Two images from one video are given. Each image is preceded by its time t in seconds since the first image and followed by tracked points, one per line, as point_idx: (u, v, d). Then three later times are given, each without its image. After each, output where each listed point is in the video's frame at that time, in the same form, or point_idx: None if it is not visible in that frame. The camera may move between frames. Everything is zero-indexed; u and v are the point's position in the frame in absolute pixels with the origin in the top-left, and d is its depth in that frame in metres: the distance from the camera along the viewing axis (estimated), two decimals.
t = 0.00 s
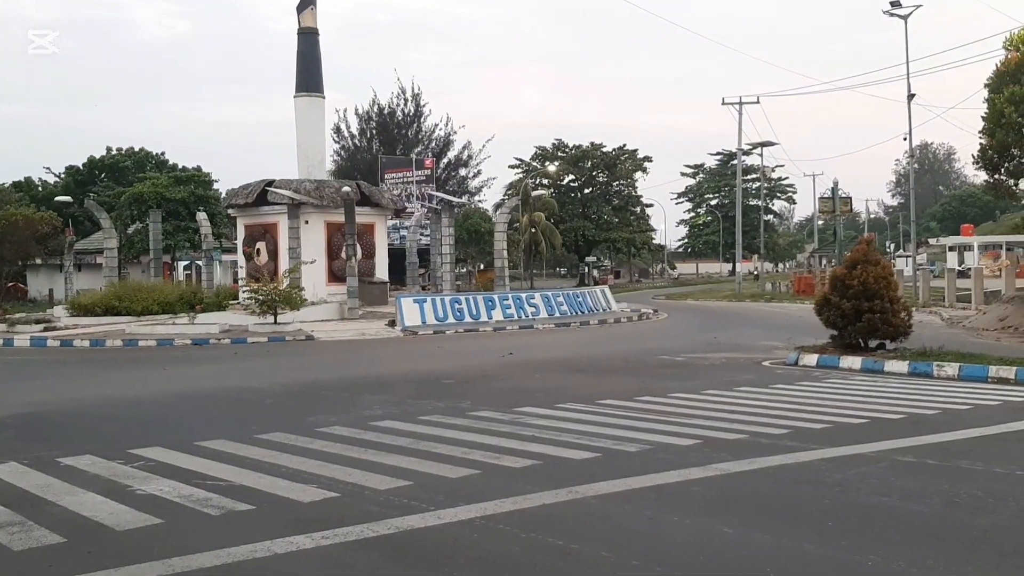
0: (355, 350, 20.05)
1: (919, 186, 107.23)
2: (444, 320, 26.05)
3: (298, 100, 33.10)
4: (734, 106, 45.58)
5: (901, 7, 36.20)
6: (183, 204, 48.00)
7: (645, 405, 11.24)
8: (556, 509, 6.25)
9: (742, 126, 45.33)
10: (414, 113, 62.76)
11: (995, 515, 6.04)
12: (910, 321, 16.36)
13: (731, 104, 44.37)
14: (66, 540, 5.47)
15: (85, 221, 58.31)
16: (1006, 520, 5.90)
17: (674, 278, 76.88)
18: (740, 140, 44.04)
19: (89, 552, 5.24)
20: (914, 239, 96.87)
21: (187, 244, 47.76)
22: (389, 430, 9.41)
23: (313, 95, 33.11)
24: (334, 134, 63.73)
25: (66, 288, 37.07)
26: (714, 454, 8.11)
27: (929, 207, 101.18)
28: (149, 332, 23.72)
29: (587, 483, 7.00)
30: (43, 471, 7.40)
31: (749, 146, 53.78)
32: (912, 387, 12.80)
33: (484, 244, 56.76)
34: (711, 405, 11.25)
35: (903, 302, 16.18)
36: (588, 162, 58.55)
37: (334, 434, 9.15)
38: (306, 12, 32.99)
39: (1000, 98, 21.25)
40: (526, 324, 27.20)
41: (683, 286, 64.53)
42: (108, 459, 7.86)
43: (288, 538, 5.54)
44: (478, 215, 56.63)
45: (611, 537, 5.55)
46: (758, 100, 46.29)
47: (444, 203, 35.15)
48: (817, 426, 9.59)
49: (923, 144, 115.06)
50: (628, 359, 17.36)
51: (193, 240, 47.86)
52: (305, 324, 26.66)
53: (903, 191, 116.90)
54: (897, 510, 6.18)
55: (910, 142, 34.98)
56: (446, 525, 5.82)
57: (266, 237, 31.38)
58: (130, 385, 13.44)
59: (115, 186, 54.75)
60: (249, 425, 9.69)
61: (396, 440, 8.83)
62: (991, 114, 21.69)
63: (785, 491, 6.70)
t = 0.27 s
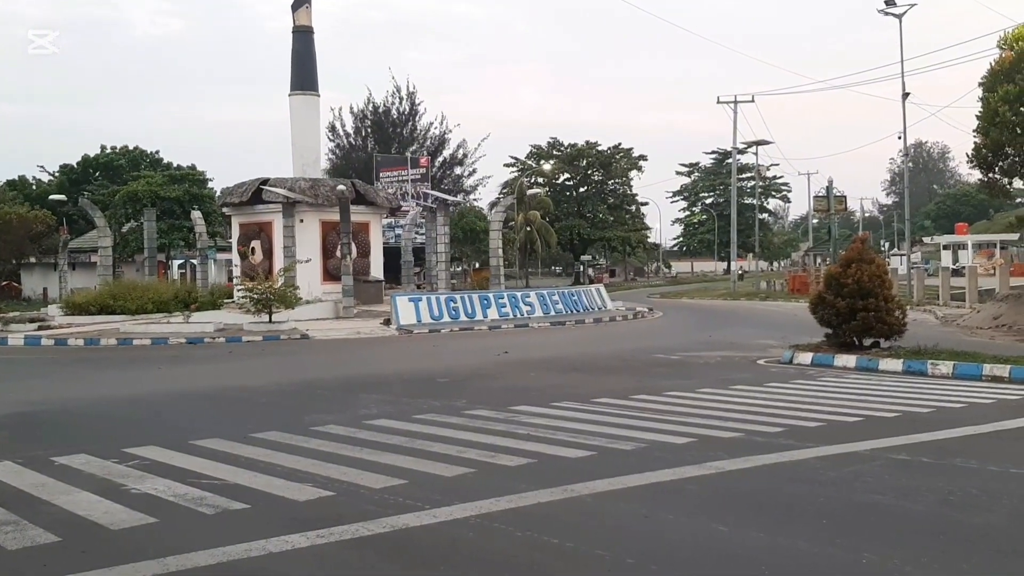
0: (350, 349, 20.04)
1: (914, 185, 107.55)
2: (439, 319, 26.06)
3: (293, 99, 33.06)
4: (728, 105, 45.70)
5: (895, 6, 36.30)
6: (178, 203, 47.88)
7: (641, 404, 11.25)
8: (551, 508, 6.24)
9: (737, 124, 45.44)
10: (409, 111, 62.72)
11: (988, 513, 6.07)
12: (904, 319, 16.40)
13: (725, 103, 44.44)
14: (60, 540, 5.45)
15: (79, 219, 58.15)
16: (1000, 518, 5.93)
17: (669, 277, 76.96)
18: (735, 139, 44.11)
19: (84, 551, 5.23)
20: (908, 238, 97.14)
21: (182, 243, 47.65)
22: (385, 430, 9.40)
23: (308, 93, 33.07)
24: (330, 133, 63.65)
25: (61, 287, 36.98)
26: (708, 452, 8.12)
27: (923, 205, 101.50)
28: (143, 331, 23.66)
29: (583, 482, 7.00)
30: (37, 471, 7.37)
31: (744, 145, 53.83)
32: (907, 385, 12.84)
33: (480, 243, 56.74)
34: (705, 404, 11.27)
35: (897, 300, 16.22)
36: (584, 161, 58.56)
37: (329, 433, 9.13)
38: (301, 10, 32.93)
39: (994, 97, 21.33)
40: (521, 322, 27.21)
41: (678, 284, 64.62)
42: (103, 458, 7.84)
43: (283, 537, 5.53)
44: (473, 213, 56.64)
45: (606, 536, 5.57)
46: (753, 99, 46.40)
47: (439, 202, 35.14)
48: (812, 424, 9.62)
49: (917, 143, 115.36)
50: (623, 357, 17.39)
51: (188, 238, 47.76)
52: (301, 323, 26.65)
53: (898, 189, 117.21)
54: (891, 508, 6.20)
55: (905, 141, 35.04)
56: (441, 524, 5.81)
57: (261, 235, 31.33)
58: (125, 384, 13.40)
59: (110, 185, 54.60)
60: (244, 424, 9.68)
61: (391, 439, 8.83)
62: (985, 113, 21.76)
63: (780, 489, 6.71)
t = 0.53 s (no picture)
0: (345, 349, 20.01)
1: (908, 184, 107.85)
2: (435, 318, 26.05)
3: (288, 98, 32.99)
4: (724, 104, 45.74)
5: (890, 6, 36.32)
6: (173, 202, 47.72)
7: (636, 403, 11.26)
8: (548, 507, 6.24)
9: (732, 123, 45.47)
10: (404, 110, 62.62)
11: (983, 511, 6.09)
12: (900, 318, 16.41)
13: (720, 102, 44.48)
14: (54, 539, 5.44)
15: (74, 219, 57.97)
16: (995, 517, 5.94)
17: (664, 277, 77.03)
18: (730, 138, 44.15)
19: (79, 551, 5.22)
20: (903, 237, 97.32)
21: (177, 242, 47.56)
22: (380, 429, 9.40)
23: (303, 92, 33.01)
24: (325, 132, 63.56)
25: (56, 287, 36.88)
26: (704, 452, 8.12)
27: (918, 205, 101.69)
28: (138, 331, 23.60)
29: (579, 481, 7.01)
30: (32, 470, 7.36)
31: (739, 144, 53.86)
32: (903, 384, 12.85)
33: (475, 242, 56.70)
34: (701, 403, 11.27)
35: (893, 299, 16.23)
36: (579, 160, 58.52)
37: (325, 433, 9.13)
38: (296, 9, 32.86)
39: (989, 97, 21.35)
40: (517, 322, 27.19)
41: (673, 284, 64.67)
42: (98, 457, 7.83)
43: (279, 536, 5.53)
44: (469, 213, 56.60)
45: (602, 534, 5.57)
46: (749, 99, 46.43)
47: (434, 201, 35.10)
48: (807, 423, 9.63)
49: (912, 142, 115.59)
50: (619, 356, 17.38)
51: (183, 238, 47.64)
52: (296, 322, 26.60)
53: (893, 188, 117.43)
54: (886, 507, 6.21)
55: (901, 140, 35.05)
56: (437, 523, 5.81)
57: (257, 235, 31.26)
58: (120, 383, 13.37)
59: (104, 184, 54.43)
60: (240, 424, 9.66)
61: (386, 438, 8.83)
62: (980, 112, 21.79)
63: (776, 489, 6.72)
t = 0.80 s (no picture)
0: (340, 349, 20.00)
1: (902, 184, 108.16)
2: (429, 318, 26.04)
3: (282, 97, 32.95)
4: (718, 105, 45.84)
5: (884, 6, 36.41)
6: (166, 201, 47.54)
7: (631, 403, 11.28)
8: (542, 507, 6.25)
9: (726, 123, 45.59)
10: (399, 110, 62.59)
11: (976, 510, 6.11)
12: (893, 318, 16.48)
13: (714, 103, 44.54)
14: (48, 539, 5.43)
15: (67, 219, 57.83)
16: (987, 516, 5.97)
17: (658, 277, 77.21)
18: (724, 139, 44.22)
19: (73, 552, 5.20)
20: (896, 237, 97.59)
21: (170, 242, 47.46)
22: (374, 429, 9.40)
23: (297, 92, 32.97)
24: (319, 132, 63.50)
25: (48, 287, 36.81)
26: (698, 451, 8.14)
27: (911, 205, 101.99)
28: (132, 331, 23.54)
29: (573, 480, 7.02)
30: (25, 470, 7.34)
31: (733, 144, 53.95)
32: (897, 384, 12.90)
33: (469, 242, 56.70)
34: (696, 402, 11.30)
35: (886, 299, 16.30)
36: (573, 160, 58.56)
37: (320, 433, 9.12)
38: (291, 9, 32.82)
39: (983, 98, 21.43)
40: (511, 322, 27.19)
41: (667, 283, 64.73)
42: (92, 458, 7.81)
43: (274, 536, 5.52)
44: (463, 213, 56.59)
45: (597, 534, 5.58)
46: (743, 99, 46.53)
47: (429, 201, 35.09)
48: (801, 423, 9.66)
49: (905, 142, 115.94)
50: (613, 356, 17.41)
51: (177, 238, 47.54)
52: (290, 322, 26.56)
53: (886, 189, 117.79)
54: (880, 506, 6.23)
55: (894, 140, 35.13)
56: (432, 523, 5.82)
57: (250, 235, 31.21)
58: (114, 383, 13.33)
59: (97, 184, 54.29)
60: (234, 424, 9.65)
61: (381, 438, 8.83)
62: (973, 113, 21.88)
63: (769, 488, 6.74)
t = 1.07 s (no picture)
0: (335, 348, 19.99)
1: (896, 184, 108.40)
2: (424, 318, 26.03)
3: (277, 96, 32.89)
4: (713, 104, 45.88)
5: (879, 7, 36.47)
6: (161, 200, 47.28)
7: (626, 402, 11.29)
8: (537, 506, 6.26)
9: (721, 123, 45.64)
10: (394, 110, 62.53)
11: (970, 509, 6.14)
12: (887, 318, 16.51)
13: (709, 103, 44.59)
14: (43, 539, 5.42)
15: (62, 218, 57.67)
16: (980, 515, 6.00)
17: (654, 277, 77.34)
18: (719, 138, 44.27)
19: (68, 552, 5.19)
20: (891, 237, 97.81)
21: (164, 241, 47.35)
22: (369, 428, 9.39)
23: (292, 91, 32.92)
24: (314, 131, 63.42)
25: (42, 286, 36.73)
26: (693, 450, 8.15)
27: (905, 205, 102.23)
28: (126, 330, 23.48)
29: (568, 480, 7.03)
30: (20, 470, 7.32)
31: (728, 144, 54.00)
32: (890, 384, 12.95)
33: (464, 242, 56.68)
34: (691, 402, 11.32)
35: (880, 299, 16.34)
36: (568, 159, 58.57)
37: (314, 432, 9.12)
38: (285, 8, 32.77)
39: (976, 98, 21.50)
40: (506, 322, 27.19)
41: (663, 283, 64.79)
42: (86, 457, 7.80)
43: (269, 536, 5.52)
44: (458, 212, 56.56)
45: (593, 534, 5.60)
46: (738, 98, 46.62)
47: (424, 201, 35.06)
48: (796, 422, 9.68)
49: (900, 142, 116.20)
50: (608, 356, 17.42)
51: (171, 237, 47.42)
52: (285, 321, 26.52)
53: (880, 189, 118.01)
54: (874, 505, 6.25)
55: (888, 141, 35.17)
56: (427, 523, 5.82)
57: (245, 234, 31.16)
58: (108, 383, 13.31)
59: (92, 183, 54.13)
60: (229, 423, 9.63)
61: (376, 438, 8.82)
62: (967, 113, 21.94)
63: (763, 487, 6.75)
